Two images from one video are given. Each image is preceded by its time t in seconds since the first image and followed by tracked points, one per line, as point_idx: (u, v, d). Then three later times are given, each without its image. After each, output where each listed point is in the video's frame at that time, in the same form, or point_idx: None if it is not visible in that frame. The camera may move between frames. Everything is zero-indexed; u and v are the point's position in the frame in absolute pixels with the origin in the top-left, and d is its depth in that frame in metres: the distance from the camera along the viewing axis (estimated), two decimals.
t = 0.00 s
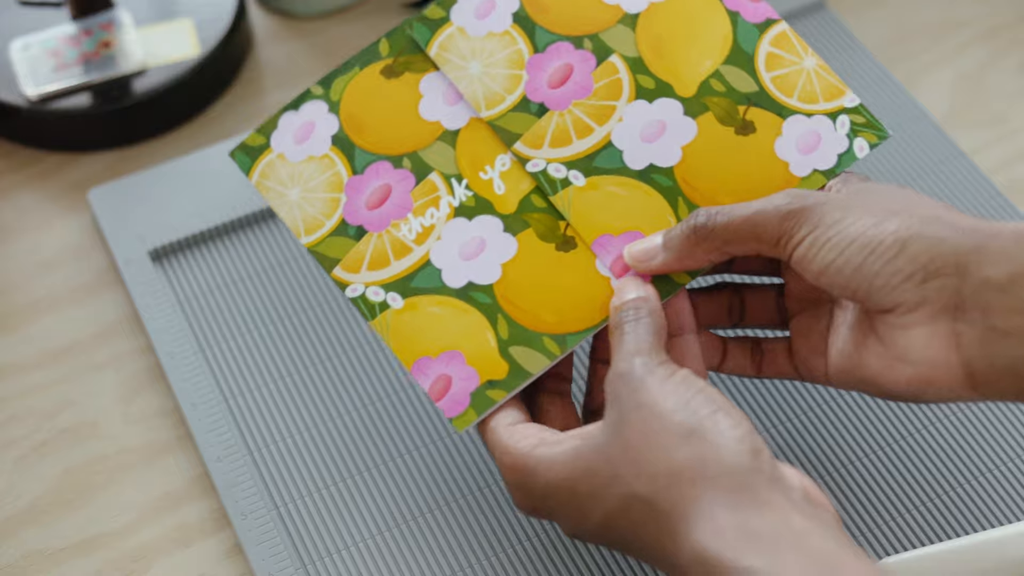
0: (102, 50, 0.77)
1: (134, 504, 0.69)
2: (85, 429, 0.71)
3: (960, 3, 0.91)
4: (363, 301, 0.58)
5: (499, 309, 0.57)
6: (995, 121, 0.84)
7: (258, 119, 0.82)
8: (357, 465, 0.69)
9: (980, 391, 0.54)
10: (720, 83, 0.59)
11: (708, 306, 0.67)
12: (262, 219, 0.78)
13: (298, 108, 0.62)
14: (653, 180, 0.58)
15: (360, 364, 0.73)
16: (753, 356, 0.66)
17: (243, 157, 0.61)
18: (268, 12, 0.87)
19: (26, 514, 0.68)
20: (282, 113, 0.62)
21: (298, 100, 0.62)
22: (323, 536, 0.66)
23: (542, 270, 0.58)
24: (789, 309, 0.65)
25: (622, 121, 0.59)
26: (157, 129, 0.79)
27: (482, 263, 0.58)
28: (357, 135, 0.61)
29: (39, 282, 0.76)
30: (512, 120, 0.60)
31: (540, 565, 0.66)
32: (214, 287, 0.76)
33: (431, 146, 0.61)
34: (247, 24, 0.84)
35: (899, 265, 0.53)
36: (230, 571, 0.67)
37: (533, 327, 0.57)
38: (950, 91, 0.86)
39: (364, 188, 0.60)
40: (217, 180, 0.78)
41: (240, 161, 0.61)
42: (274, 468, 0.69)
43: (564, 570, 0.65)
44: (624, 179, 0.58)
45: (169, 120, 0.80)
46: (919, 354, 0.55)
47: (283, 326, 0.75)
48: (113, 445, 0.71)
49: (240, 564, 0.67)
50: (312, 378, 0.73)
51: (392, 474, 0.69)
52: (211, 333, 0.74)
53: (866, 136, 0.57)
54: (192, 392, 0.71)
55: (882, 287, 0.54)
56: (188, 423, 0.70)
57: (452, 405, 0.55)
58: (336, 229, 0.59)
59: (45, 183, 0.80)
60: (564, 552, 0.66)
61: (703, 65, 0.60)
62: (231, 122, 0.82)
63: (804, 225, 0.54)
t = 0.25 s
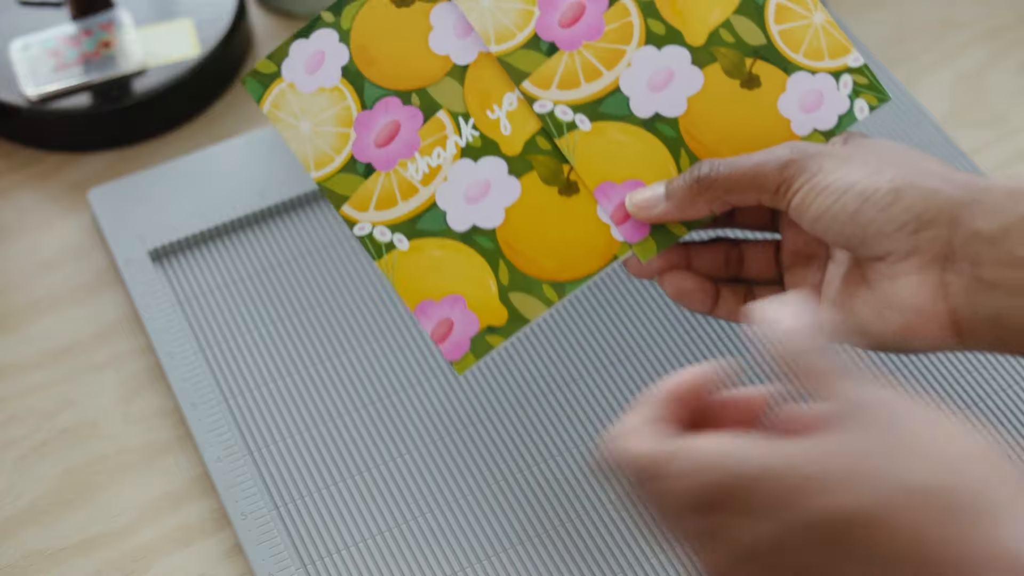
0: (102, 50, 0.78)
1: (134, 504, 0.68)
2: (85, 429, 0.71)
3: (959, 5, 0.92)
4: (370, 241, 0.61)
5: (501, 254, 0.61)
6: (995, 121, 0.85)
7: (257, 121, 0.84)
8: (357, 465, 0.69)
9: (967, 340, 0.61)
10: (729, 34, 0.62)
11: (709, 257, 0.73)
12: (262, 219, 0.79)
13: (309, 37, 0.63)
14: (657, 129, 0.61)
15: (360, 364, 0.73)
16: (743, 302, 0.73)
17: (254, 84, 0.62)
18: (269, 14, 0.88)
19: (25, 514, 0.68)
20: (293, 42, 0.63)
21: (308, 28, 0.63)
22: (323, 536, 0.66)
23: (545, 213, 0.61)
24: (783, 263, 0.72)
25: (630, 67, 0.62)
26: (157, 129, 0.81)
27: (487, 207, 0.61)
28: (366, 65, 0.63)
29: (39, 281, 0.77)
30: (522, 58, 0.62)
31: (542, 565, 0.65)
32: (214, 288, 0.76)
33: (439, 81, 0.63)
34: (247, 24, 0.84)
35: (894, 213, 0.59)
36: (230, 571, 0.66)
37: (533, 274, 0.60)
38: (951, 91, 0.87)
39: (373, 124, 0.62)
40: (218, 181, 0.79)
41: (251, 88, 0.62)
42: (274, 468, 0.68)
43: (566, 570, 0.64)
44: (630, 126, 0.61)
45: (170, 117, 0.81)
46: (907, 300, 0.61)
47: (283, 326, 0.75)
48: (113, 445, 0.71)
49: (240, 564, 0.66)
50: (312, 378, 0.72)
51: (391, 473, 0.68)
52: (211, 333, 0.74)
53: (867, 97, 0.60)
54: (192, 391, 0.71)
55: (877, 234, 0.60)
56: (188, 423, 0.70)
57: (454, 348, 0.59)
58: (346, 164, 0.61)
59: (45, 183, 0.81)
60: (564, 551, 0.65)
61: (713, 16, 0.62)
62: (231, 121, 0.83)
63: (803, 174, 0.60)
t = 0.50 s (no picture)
0: (102, 50, 0.78)
1: (134, 504, 0.68)
2: (84, 429, 0.71)
3: (959, 4, 0.92)
4: (363, 213, 0.63)
5: (490, 225, 0.63)
6: (995, 121, 0.86)
7: (258, 120, 0.84)
8: (357, 465, 0.69)
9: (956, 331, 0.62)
10: (713, 18, 0.65)
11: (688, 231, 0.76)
12: (262, 220, 0.79)
13: (308, 20, 0.67)
14: (642, 107, 0.64)
15: (360, 364, 0.73)
16: (720, 275, 0.74)
17: (255, 65, 0.66)
18: (268, 13, 0.88)
19: (25, 514, 0.68)
20: (293, 25, 0.67)
21: (308, 13, 0.67)
22: (323, 536, 0.66)
23: (533, 187, 0.64)
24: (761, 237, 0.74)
25: (617, 47, 0.65)
26: (157, 129, 0.81)
27: (476, 179, 0.64)
28: (365, 47, 0.66)
29: (39, 281, 0.77)
30: (511, 38, 0.65)
31: (542, 565, 0.64)
32: (215, 288, 0.76)
33: (432, 62, 0.66)
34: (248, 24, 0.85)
35: (872, 190, 0.61)
36: (230, 571, 0.66)
37: (521, 244, 0.62)
38: (951, 91, 0.88)
39: (368, 102, 0.66)
40: (218, 180, 0.79)
41: (252, 69, 0.66)
42: (274, 468, 0.68)
43: (567, 570, 0.64)
44: (615, 103, 0.64)
45: (171, 116, 0.81)
46: (885, 275, 0.63)
47: (283, 326, 0.75)
48: (113, 445, 0.70)
49: (240, 564, 0.66)
50: (312, 377, 0.72)
51: (391, 473, 0.68)
52: (210, 333, 0.74)
53: (846, 78, 0.64)
54: (192, 391, 0.71)
55: (855, 211, 0.62)
56: (188, 423, 0.70)
57: (443, 318, 0.61)
58: (341, 141, 0.65)
59: (45, 183, 0.81)
60: (565, 550, 0.65)
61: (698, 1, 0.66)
62: (232, 121, 0.84)
63: (784, 150, 0.62)
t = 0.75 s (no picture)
0: (102, 50, 0.78)
1: (134, 504, 0.68)
2: (85, 429, 0.71)
3: (959, 6, 0.93)
4: (337, 171, 0.61)
5: (468, 184, 0.62)
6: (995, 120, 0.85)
7: (258, 120, 0.84)
8: (357, 465, 0.69)
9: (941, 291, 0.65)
10: None
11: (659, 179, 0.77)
12: (263, 219, 0.79)
13: None
14: (618, 63, 0.64)
15: (361, 363, 0.73)
16: (686, 226, 0.77)
17: (211, 14, 0.61)
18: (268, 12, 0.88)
19: (25, 514, 0.67)
20: None
21: None
22: (324, 536, 0.66)
23: (510, 145, 0.63)
24: (726, 186, 0.77)
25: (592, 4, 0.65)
26: (157, 129, 0.80)
27: (453, 136, 0.63)
28: None
29: (39, 282, 0.76)
30: None
31: (542, 565, 0.65)
32: (214, 288, 0.76)
33: (403, 12, 0.64)
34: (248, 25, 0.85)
35: (858, 165, 0.64)
36: (230, 571, 0.66)
37: (500, 202, 0.63)
38: (950, 91, 0.87)
39: (337, 54, 0.62)
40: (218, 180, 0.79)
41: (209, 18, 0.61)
42: (274, 468, 0.68)
43: (567, 569, 0.64)
44: (591, 60, 0.64)
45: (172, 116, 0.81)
46: (862, 246, 0.67)
47: (284, 325, 0.75)
48: (113, 445, 0.70)
49: (239, 564, 0.66)
50: (313, 378, 0.72)
51: (391, 473, 0.68)
52: (210, 333, 0.74)
53: (814, 30, 0.65)
54: (192, 392, 0.71)
55: (839, 184, 0.65)
56: (188, 424, 0.70)
57: (426, 277, 0.61)
58: (310, 96, 0.62)
59: (45, 183, 0.81)
60: (566, 550, 0.65)
61: None
62: (232, 120, 0.84)
63: (766, 118, 0.64)
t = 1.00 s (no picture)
0: (102, 50, 0.78)
1: (134, 504, 0.68)
2: (85, 429, 0.71)
3: (959, 6, 0.93)
4: (221, 120, 0.58)
5: (355, 123, 0.59)
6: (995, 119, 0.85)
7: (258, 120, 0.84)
8: (357, 465, 0.69)
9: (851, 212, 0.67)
10: None
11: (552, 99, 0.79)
12: (262, 220, 0.79)
13: None
14: None
15: (362, 364, 0.73)
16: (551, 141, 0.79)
17: None
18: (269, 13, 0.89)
19: (25, 514, 0.67)
20: None
21: None
22: (324, 536, 0.66)
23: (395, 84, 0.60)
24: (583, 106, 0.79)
25: None
26: (157, 129, 0.81)
27: (335, 73, 0.59)
28: None
29: (39, 282, 0.76)
30: None
31: (543, 565, 0.65)
32: (214, 288, 0.76)
33: None
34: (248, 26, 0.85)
35: (739, 91, 0.66)
36: (230, 571, 0.66)
37: (390, 142, 0.60)
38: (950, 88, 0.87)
39: None
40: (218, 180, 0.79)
41: None
42: (274, 468, 0.68)
43: (567, 570, 0.64)
44: None
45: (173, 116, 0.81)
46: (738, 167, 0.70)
47: (284, 325, 0.75)
48: (114, 445, 0.70)
49: (239, 564, 0.66)
50: (313, 378, 0.72)
51: (391, 473, 0.68)
52: (211, 334, 0.74)
53: None
54: (192, 392, 0.71)
55: (719, 109, 0.67)
56: (188, 424, 0.70)
57: (326, 225, 0.59)
58: (183, 40, 0.57)
59: (44, 183, 0.80)
60: (569, 551, 0.65)
61: None
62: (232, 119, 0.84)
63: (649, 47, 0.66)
